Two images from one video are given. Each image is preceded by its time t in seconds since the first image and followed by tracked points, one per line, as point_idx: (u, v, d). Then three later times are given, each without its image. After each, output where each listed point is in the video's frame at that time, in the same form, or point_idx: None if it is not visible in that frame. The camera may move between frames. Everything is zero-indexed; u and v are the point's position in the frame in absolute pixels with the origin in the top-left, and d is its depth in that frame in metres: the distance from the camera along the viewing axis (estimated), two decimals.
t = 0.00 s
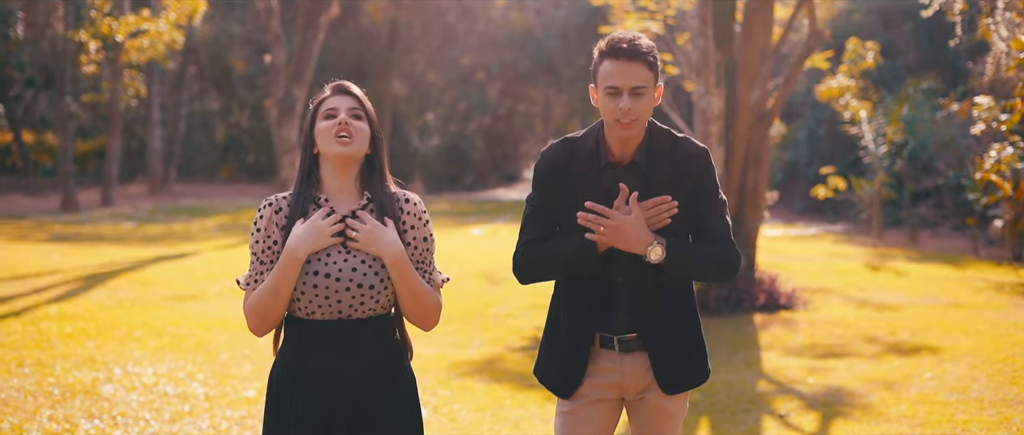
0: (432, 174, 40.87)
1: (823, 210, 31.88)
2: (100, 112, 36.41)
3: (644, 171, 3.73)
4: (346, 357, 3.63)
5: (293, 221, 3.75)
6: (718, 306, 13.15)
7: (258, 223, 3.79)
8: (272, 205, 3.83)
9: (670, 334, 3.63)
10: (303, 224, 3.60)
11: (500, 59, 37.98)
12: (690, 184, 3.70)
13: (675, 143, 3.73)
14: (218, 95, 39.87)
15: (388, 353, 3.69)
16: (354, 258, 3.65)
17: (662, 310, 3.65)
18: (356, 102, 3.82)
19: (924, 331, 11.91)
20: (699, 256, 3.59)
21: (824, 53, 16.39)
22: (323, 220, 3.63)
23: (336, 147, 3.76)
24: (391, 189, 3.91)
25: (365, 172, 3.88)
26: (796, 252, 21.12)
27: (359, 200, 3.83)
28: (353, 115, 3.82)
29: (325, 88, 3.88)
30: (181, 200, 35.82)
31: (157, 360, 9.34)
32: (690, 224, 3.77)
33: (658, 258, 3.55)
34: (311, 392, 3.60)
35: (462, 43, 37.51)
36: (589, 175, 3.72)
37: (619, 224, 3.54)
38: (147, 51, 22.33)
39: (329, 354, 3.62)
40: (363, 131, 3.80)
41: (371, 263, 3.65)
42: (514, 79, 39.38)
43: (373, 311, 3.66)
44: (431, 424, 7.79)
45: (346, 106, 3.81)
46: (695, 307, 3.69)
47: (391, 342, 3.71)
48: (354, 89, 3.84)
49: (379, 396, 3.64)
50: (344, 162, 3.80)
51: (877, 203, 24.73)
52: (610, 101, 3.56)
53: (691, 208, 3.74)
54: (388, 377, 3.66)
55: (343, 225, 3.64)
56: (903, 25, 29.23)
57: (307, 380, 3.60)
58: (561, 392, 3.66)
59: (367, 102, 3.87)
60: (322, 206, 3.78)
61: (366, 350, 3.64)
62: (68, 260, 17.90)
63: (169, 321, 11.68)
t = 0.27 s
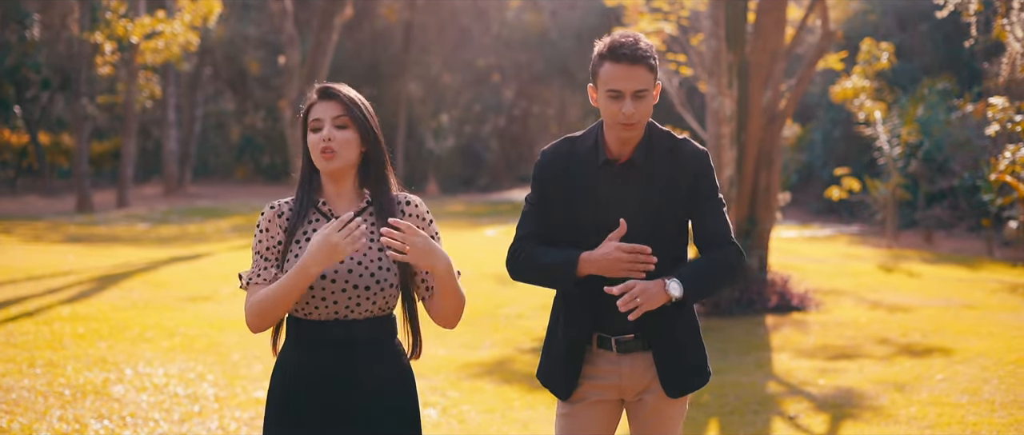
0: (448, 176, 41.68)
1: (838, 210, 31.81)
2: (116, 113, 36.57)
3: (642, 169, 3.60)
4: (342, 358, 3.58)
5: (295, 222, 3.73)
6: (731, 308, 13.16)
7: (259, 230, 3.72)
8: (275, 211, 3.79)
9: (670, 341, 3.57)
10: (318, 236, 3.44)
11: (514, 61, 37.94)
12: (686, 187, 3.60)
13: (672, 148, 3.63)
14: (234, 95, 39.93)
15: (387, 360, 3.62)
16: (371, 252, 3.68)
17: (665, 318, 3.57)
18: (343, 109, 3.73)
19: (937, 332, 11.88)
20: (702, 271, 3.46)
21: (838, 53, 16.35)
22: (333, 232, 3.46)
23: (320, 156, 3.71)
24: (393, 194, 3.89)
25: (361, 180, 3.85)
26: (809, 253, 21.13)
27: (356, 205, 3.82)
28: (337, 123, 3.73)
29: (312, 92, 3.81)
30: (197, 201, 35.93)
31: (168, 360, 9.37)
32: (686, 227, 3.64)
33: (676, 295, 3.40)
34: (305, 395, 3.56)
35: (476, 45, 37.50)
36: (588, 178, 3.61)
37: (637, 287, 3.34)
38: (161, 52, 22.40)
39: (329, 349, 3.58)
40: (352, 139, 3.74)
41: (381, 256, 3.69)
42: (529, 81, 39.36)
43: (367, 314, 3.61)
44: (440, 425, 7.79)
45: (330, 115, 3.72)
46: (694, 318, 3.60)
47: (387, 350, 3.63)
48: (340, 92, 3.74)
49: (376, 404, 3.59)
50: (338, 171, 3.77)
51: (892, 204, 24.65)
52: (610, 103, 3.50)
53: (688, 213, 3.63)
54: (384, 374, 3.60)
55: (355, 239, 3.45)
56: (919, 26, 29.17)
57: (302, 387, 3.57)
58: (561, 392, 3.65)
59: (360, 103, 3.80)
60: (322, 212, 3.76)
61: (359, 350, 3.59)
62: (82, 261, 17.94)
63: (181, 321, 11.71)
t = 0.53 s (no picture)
0: (461, 177, 41.86)
1: (850, 211, 31.81)
2: (129, 114, 36.75)
3: (640, 170, 3.60)
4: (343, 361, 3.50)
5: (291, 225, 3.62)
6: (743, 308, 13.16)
7: (262, 232, 3.71)
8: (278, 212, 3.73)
9: (667, 343, 3.55)
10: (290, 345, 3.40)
11: (527, 63, 37.95)
12: (678, 193, 3.59)
13: (672, 149, 3.62)
14: (247, 97, 40.11)
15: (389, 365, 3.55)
16: (359, 257, 3.55)
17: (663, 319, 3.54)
18: (332, 109, 3.58)
19: (948, 333, 11.83)
20: (698, 273, 3.43)
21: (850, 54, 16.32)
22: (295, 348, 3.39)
23: (306, 157, 3.58)
24: (392, 200, 3.66)
25: (357, 184, 3.63)
26: (821, 254, 21.11)
27: (351, 211, 3.65)
28: (327, 122, 3.59)
29: (314, 92, 3.68)
30: (210, 202, 36.04)
31: (178, 361, 9.40)
32: (685, 230, 3.62)
33: (678, 301, 3.36)
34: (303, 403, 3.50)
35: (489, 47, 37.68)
36: (585, 180, 3.59)
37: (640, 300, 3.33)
38: (174, 54, 22.48)
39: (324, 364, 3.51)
40: (337, 137, 3.58)
41: (369, 261, 3.56)
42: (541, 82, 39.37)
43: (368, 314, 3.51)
44: (448, 426, 7.80)
45: (320, 113, 3.58)
46: (693, 323, 3.58)
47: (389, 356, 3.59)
48: (333, 90, 3.59)
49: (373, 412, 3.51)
50: (328, 174, 3.61)
51: (904, 205, 24.59)
52: (604, 106, 3.51)
53: (684, 215, 3.61)
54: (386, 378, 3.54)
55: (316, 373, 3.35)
56: (932, 26, 29.06)
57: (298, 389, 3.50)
58: (554, 391, 3.66)
59: (357, 101, 3.63)
60: (319, 215, 3.66)
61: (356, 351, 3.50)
62: (94, 262, 18.02)
63: (191, 322, 11.74)
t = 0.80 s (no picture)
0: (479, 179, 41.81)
1: (869, 212, 31.67)
2: (149, 116, 36.89)
3: (640, 172, 3.60)
4: (350, 364, 3.50)
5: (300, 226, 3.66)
6: (758, 309, 13.15)
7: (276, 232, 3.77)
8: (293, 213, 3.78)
9: (669, 342, 3.55)
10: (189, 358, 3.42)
11: (546, 64, 37.92)
12: (678, 188, 3.58)
13: (672, 149, 3.64)
14: (266, 99, 40.23)
15: (396, 369, 3.53)
16: (359, 258, 3.55)
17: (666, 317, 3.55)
18: (335, 116, 3.53)
19: (963, 334, 11.80)
20: (697, 271, 3.41)
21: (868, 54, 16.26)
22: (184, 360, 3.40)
23: (318, 165, 3.59)
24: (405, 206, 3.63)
25: (367, 187, 3.61)
26: (840, 255, 20.99)
27: (361, 213, 3.65)
28: (332, 133, 3.55)
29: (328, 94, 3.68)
30: (229, 204, 36.14)
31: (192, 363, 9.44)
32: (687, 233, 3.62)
33: (688, 297, 3.32)
34: (314, 401, 3.50)
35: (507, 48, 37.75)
36: (586, 177, 3.62)
37: (645, 298, 3.28)
38: (193, 56, 22.57)
39: (328, 370, 3.50)
40: (342, 148, 3.54)
41: (368, 262, 3.55)
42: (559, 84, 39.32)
43: (370, 309, 3.53)
44: (460, 427, 7.81)
45: (327, 121, 3.55)
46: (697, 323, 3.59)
47: (390, 360, 3.54)
48: (339, 94, 3.54)
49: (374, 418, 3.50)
50: (337, 179, 3.59)
51: (923, 205, 24.47)
52: (605, 106, 3.52)
53: (685, 214, 3.60)
54: (397, 383, 3.53)
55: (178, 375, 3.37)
56: (952, 25, 28.88)
57: (313, 391, 3.50)
58: (558, 391, 3.67)
59: (362, 98, 3.57)
60: (329, 215, 3.68)
61: (368, 363, 3.50)
62: (111, 264, 18.08)
63: (206, 324, 11.77)
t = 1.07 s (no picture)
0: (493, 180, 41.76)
1: (883, 212, 31.60)
2: (163, 118, 37.04)
3: (635, 173, 3.61)
4: (347, 364, 3.45)
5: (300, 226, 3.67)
6: (768, 310, 13.13)
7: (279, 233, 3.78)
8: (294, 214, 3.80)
9: (666, 344, 3.55)
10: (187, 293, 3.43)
11: (558, 64, 37.90)
12: (675, 188, 3.59)
13: (670, 151, 3.63)
14: (279, 101, 40.30)
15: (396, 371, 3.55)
16: (357, 261, 3.55)
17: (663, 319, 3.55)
18: (336, 116, 3.54)
19: (975, 335, 11.76)
20: (695, 269, 3.41)
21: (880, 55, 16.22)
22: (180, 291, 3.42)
23: (318, 162, 3.60)
24: (404, 208, 3.63)
25: (367, 188, 3.61)
26: (852, 256, 20.93)
27: (360, 215, 3.65)
28: (333, 132, 3.56)
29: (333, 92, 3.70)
30: (242, 206, 36.18)
31: (202, 365, 9.44)
32: (684, 234, 3.62)
33: (695, 296, 3.32)
34: (306, 395, 3.44)
35: (521, 49, 37.82)
36: (584, 178, 3.63)
37: (658, 291, 3.28)
38: (206, 58, 22.62)
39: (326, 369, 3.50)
40: (342, 143, 3.55)
41: (366, 265, 3.55)
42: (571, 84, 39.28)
43: (368, 311, 3.53)
44: (468, 427, 7.84)
45: (330, 118, 3.57)
46: (695, 325, 3.60)
47: (388, 360, 3.51)
48: (342, 93, 3.56)
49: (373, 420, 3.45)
50: (336, 179, 3.60)
51: (936, 206, 24.40)
52: (603, 102, 3.54)
53: (682, 216, 3.60)
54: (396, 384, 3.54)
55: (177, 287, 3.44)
56: (964, 26, 28.78)
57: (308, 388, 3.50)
58: (556, 390, 3.67)
59: (367, 97, 3.59)
60: (329, 216, 3.68)
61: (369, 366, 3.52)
62: (123, 266, 18.11)
63: (217, 325, 11.79)
